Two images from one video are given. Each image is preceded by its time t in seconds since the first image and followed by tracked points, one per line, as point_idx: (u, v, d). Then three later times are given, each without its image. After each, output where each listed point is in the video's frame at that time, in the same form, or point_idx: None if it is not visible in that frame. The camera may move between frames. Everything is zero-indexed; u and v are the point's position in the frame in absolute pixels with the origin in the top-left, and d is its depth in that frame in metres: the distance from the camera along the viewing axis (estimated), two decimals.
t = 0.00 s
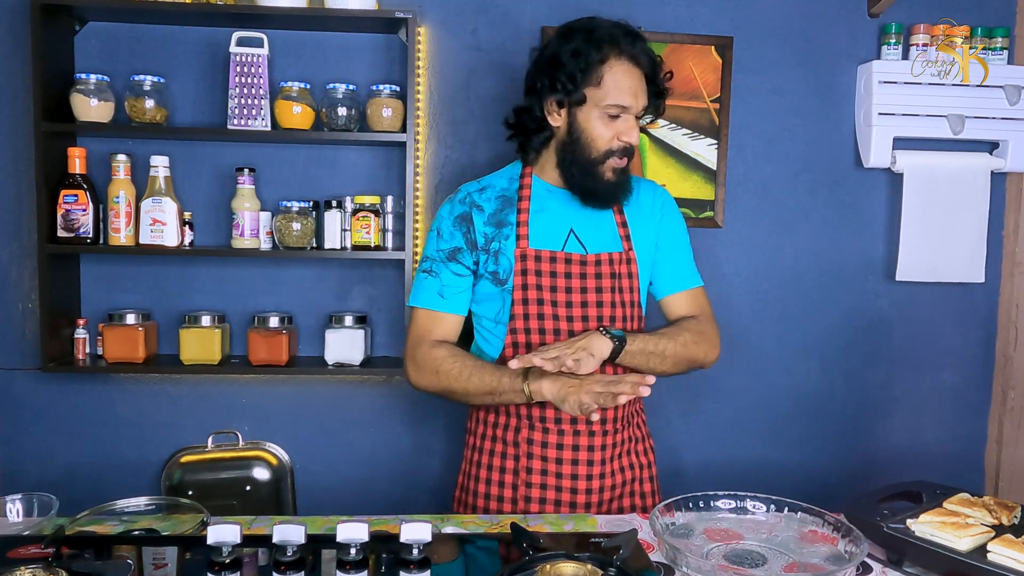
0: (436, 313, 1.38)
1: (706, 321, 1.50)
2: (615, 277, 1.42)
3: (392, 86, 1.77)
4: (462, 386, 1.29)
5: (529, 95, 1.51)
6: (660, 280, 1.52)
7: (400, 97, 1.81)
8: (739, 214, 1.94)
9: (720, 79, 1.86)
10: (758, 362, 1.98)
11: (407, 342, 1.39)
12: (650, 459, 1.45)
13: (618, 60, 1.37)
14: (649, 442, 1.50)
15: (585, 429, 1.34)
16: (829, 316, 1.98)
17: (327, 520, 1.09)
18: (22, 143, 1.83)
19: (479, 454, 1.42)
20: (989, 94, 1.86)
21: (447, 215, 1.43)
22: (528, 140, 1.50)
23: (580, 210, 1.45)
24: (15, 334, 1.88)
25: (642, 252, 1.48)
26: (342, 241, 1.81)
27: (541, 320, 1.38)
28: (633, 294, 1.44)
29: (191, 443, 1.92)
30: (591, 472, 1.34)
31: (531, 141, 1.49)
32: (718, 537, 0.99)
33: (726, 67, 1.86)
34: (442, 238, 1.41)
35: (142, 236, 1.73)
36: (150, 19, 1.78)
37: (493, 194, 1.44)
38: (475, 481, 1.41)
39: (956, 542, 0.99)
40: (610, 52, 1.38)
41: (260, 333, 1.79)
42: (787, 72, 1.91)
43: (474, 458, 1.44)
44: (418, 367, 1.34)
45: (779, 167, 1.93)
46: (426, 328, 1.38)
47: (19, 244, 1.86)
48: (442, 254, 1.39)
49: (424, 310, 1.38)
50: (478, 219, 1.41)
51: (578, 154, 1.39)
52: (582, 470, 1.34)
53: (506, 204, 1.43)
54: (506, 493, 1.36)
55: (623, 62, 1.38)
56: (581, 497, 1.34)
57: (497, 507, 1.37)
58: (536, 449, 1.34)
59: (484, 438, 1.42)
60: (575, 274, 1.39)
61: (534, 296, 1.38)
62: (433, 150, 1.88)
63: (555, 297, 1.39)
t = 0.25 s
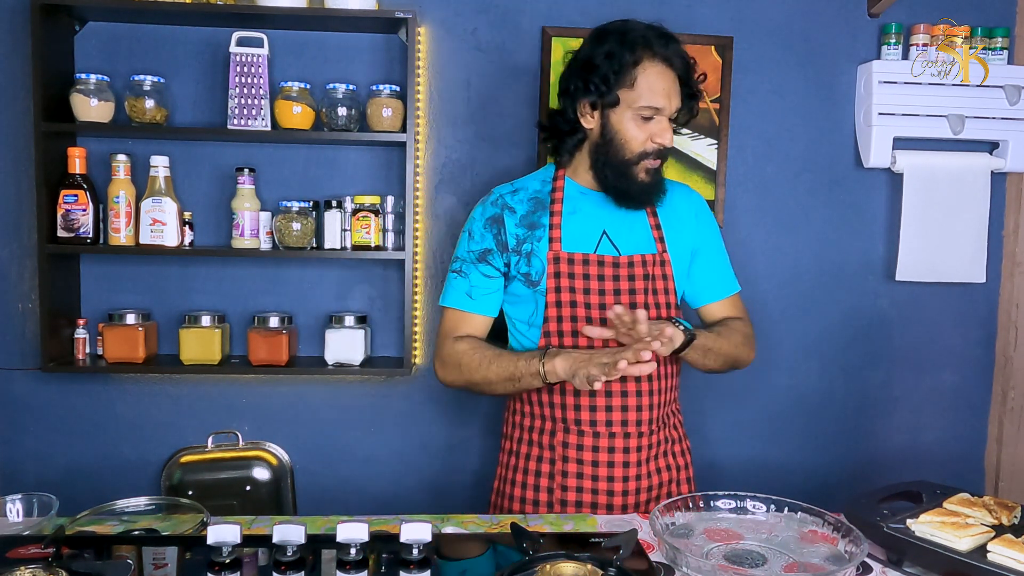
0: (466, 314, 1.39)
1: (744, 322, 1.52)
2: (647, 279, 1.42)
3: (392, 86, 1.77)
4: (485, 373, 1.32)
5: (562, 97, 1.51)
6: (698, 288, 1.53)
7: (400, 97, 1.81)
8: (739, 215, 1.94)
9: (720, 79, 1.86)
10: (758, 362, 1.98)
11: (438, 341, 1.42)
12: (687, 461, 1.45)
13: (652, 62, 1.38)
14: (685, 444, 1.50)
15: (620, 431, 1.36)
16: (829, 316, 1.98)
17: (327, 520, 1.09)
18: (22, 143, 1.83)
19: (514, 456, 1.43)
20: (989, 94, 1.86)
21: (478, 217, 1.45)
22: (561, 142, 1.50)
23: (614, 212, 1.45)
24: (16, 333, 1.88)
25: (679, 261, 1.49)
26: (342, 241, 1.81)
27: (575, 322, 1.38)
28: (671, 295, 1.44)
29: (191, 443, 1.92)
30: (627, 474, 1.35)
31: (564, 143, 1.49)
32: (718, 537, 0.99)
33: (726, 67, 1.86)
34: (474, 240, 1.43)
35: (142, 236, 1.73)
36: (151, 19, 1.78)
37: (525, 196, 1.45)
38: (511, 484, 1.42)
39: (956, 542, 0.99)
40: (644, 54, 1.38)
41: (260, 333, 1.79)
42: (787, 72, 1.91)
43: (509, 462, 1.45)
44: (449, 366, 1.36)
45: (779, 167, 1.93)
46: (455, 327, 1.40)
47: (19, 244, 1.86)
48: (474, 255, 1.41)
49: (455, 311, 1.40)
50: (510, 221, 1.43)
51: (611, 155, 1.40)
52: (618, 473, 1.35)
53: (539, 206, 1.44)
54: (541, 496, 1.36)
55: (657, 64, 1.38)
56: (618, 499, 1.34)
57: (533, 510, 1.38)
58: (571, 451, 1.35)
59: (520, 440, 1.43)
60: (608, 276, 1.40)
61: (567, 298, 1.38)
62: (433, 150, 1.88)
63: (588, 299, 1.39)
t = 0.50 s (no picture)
0: (496, 322, 1.44)
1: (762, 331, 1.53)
2: (676, 281, 1.41)
3: (392, 86, 1.77)
4: (501, 380, 1.33)
5: (584, 103, 1.55)
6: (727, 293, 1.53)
7: (400, 97, 1.81)
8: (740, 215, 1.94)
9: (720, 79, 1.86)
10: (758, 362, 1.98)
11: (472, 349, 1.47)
12: (718, 463, 1.45)
13: (672, 65, 1.41)
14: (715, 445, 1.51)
15: (652, 433, 1.37)
16: (829, 316, 1.98)
17: (327, 520, 1.09)
18: (22, 143, 1.83)
19: (545, 461, 1.44)
20: (989, 94, 1.86)
21: (503, 226, 1.47)
22: (583, 146, 1.54)
23: (640, 216, 1.46)
24: (16, 334, 1.88)
25: (704, 264, 1.49)
26: (342, 241, 1.81)
27: (603, 325, 1.38)
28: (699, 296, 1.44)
29: (191, 443, 1.92)
30: (658, 477, 1.36)
31: (587, 148, 1.53)
32: (718, 537, 0.99)
33: (726, 67, 1.86)
34: (498, 249, 1.46)
35: (142, 236, 1.73)
36: (151, 19, 1.78)
37: (548, 202, 1.47)
38: (541, 489, 1.43)
39: (956, 542, 0.99)
40: (664, 59, 1.41)
41: (260, 333, 1.79)
42: (787, 72, 1.91)
43: (540, 467, 1.46)
44: (481, 374, 1.40)
45: (780, 167, 1.93)
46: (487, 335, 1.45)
47: (19, 244, 1.86)
48: (499, 264, 1.45)
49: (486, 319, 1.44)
50: (533, 228, 1.44)
51: (632, 158, 1.42)
52: (650, 475, 1.35)
53: (562, 211, 1.45)
54: (573, 500, 1.36)
55: (677, 67, 1.41)
56: (651, 501, 1.35)
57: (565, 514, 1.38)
58: (603, 454, 1.36)
59: (551, 445, 1.44)
60: (635, 279, 1.39)
61: (595, 302, 1.38)
62: (434, 150, 1.88)
63: (615, 302, 1.39)
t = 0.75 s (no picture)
0: (513, 318, 1.43)
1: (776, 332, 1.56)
2: (692, 283, 1.42)
3: (392, 86, 1.77)
4: (526, 394, 1.34)
5: (596, 103, 1.62)
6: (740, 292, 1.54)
7: (401, 97, 1.81)
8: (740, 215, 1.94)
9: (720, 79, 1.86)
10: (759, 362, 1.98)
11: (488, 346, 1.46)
12: (729, 465, 1.45)
13: (666, 52, 1.42)
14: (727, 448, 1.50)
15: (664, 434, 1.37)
16: (829, 316, 1.98)
17: (328, 520, 1.09)
18: (23, 143, 1.83)
19: (557, 458, 1.45)
20: (989, 94, 1.86)
21: (522, 222, 1.47)
22: (599, 144, 1.61)
23: (657, 216, 1.46)
24: (16, 334, 1.88)
25: (723, 265, 1.50)
26: (342, 241, 1.81)
27: (619, 325, 1.38)
28: (713, 299, 1.44)
29: (191, 443, 1.92)
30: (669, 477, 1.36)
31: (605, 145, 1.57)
32: (718, 537, 0.99)
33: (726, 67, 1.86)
34: (518, 245, 1.45)
35: (142, 236, 1.74)
36: (151, 20, 1.78)
37: (568, 200, 1.47)
38: (552, 485, 1.44)
39: (956, 542, 0.99)
40: (659, 46, 1.43)
41: (260, 333, 1.79)
42: (788, 71, 1.91)
43: (552, 463, 1.47)
44: (499, 372, 1.40)
45: (780, 167, 1.93)
46: (503, 331, 1.44)
47: (19, 244, 1.86)
48: (518, 261, 1.43)
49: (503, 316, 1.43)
50: (553, 226, 1.44)
51: (633, 147, 1.44)
52: (661, 475, 1.35)
53: (582, 210, 1.45)
54: (583, 497, 1.38)
55: (672, 53, 1.42)
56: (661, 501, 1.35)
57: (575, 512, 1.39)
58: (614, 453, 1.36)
59: (563, 442, 1.45)
60: (652, 280, 1.40)
61: (611, 302, 1.38)
62: (434, 150, 1.88)
63: (633, 303, 1.39)
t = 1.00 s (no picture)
0: (518, 311, 1.43)
1: (783, 345, 1.51)
2: (697, 282, 1.41)
3: (392, 86, 1.78)
4: (541, 391, 1.36)
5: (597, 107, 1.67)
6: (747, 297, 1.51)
7: (400, 97, 1.81)
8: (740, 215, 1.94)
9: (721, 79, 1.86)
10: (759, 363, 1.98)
11: (492, 339, 1.46)
12: (729, 465, 1.45)
13: (643, 45, 1.50)
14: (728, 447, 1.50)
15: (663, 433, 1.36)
16: (829, 316, 1.98)
17: (327, 520, 1.09)
18: (22, 143, 1.83)
19: (557, 453, 1.46)
20: (989, 94, 1.86)
21: (531, 216, 1.48)
22: (601, 148, 1.64)
23: (662, 215, 1.46)
24: (16, 334, 1.88)
25: (726, 265, 1.48)
26: (342, 241, 1.81)
27: (622, 322, 1.38)
28: (715, 299, 1.43)
29: (190, 443, 1.92)
30: (667, 475, 1.36)
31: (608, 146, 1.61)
32: (718, 536, 0.99)
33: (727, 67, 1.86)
34: (526, 238, 1.46)
35: (142, 236, 1.73)
36: (150, 20, 1.78)
37: (576, 197, 1.48)
38: (552, 480, 1.45)
39: (956, 542, 0.99)
40: (637, 43, 1.51)
41: (260, 333, 1.79)
42: (787, 72, 1.91)
43: (552, 458, 1.48)
44: (505, 366, 1.40)
45: (780, 167, 1.93)
46: (507, 324, 1.44)
47: (19, 244, 1.86)
48: (526, 254, 1.44)
49: (508, 308, 1.44)
50: (561, 220, 1.45)
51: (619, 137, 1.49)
52: (659, 473, 1.36)
53: (589, 206, 1.47)
54: (582, 492, 1.38)
55: (648, 45, 1.49)
56: (658, 499, 1.35)
57: (574, 507, 1.39)
58: (613, 450, 1.36)
59: (563, 438, 1.45)
60: (656, 278, 1.39)
61: (615, 299, 1.39)
62: (434, 150, 1.88)
63: (636, 300, 1.39)
